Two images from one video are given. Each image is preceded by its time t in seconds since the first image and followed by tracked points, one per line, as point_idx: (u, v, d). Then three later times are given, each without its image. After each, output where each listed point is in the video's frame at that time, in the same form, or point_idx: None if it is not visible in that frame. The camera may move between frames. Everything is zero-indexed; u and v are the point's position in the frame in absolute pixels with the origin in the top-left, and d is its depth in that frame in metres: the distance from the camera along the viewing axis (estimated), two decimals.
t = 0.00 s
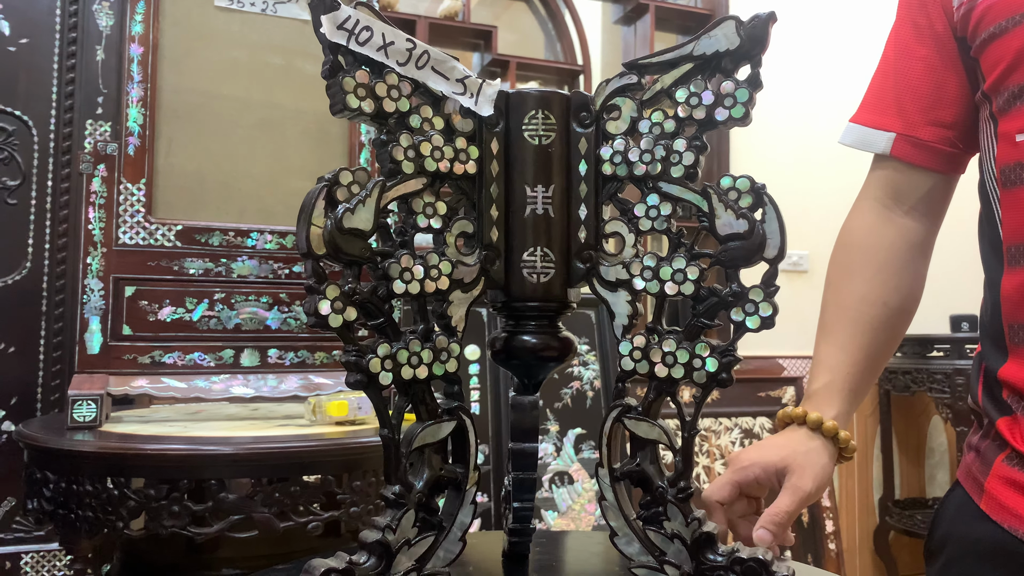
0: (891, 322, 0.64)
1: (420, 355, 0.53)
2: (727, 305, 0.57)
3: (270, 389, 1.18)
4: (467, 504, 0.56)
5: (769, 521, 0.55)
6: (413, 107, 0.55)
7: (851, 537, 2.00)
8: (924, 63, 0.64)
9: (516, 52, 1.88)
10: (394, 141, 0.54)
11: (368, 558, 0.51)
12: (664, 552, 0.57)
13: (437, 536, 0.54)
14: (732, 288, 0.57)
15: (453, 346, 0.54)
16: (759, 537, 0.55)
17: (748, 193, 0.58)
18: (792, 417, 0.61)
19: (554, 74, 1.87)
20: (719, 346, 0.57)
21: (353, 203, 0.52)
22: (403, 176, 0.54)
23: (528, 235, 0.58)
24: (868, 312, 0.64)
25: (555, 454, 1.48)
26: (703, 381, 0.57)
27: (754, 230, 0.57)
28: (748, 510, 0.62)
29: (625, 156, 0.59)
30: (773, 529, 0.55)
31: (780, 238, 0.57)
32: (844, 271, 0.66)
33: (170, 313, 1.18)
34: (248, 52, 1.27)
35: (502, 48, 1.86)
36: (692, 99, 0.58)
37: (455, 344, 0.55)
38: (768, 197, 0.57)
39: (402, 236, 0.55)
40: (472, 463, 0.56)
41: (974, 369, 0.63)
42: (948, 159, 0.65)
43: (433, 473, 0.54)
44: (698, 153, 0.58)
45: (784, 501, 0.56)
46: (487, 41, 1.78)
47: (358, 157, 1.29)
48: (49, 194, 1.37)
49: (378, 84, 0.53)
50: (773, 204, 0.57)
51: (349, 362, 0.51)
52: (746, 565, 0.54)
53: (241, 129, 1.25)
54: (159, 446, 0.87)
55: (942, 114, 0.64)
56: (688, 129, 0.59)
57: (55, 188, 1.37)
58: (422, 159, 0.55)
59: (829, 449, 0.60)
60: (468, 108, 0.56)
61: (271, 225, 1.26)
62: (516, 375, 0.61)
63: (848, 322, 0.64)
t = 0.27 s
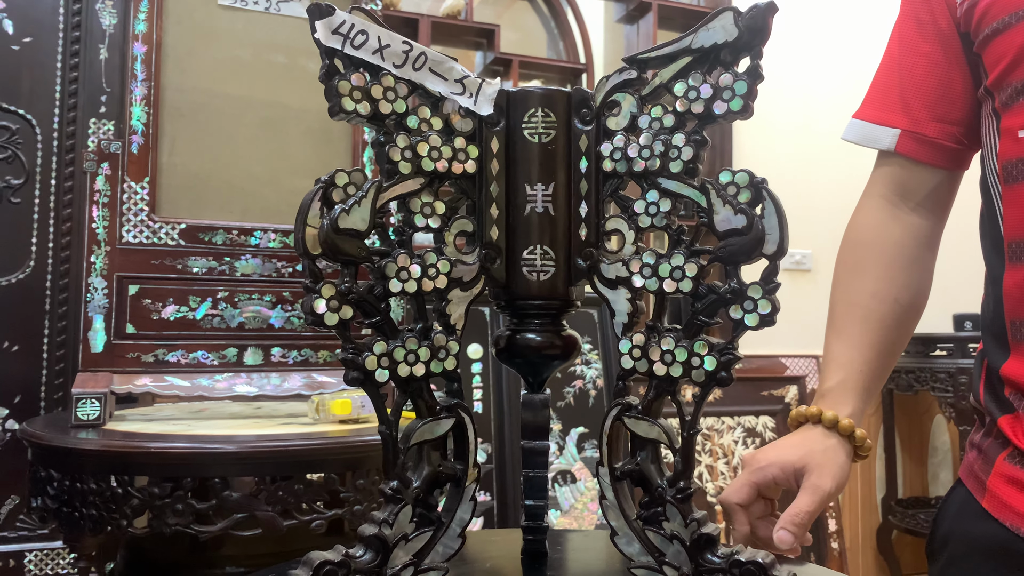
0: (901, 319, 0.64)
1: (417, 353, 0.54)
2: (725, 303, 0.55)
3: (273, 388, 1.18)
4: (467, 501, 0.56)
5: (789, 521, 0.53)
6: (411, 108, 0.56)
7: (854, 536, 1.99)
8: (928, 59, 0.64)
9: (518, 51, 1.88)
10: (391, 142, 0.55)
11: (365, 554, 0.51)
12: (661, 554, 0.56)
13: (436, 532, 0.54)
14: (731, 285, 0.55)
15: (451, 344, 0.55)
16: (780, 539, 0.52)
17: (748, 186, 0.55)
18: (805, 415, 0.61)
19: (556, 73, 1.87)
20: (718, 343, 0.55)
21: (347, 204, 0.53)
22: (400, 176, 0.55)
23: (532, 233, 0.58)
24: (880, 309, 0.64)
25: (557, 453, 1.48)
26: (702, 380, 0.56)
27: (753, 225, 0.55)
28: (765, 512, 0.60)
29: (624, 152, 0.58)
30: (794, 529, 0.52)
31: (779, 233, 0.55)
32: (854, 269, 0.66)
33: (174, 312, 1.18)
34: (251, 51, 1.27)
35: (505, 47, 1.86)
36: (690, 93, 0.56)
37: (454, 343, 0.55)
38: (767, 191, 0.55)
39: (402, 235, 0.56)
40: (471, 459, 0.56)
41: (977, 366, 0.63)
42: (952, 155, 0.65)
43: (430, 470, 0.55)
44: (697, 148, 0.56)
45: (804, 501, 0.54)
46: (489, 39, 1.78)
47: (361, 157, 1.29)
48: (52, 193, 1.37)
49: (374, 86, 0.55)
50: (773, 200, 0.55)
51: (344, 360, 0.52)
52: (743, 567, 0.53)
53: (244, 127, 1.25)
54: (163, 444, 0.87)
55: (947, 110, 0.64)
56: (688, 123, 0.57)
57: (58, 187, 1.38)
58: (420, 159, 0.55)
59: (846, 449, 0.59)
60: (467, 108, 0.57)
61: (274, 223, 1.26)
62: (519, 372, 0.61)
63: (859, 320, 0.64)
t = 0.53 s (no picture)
0: (908, 317, 0.64)
1: (407, 352, 0.57)
2: (713, 302, 0.54)
3: (270, 388, 1.19)
4: (460, 499, 0.58)
5: (814, 526, 0.52)
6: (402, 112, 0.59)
7: (852, 536, 2.00)
8: (924, 59, 0.64)
9: (517, 50, 1.88)
10: (382, 146, 0.59)
11: (355, 548, 0.56)
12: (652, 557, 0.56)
13: (427, 528, 0.58)
14: (717, 283, 0.54)
15: (441, 343, 0.58)
16: (806, 544, 0.52)
17: (733, 182, 0.54)
18: (820, 416, 0.60)
19: (555, 72, 1.87)
20: (705, 343, 0.54)
21: (336, 207, 0.57)
22: (390, 180, 0.58)
23: (530, 233, 0.59)
24: (887, 307, 0.63)
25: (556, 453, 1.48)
26: (690, 380, 0.55)
27: (739, 221, 0.53)
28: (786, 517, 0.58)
29: (613, 151, 0.58)
30: (820, 534, 0.52)
31: (765, 229, 0.53)
32: (859, 267, 0.65)
33: (172, 311, 1.18)
34: (249, 50, 1.27)
35: (504, 46, 1.86)
36: (677, 88, 0.56)
37: (445, 341, 0.58)
38: (754, 186, 0.54)
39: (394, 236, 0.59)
40: (463, 457, 0.59)
41: (972, 366, 0.63)
42: (949, 155, 0.65)
43: (420, 468, 0.58)
44: (684, 143, 0.55)
45: (828, 504, 0.54)
46: (488, 38, 1.78)
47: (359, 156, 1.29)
48: (50, 191, 1.37)
49: (363, 91, 0.58)
50: (759, 195, 0.53)
51: (337, 359, 0.57)
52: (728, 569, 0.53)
53: (243, 126, 1.25)
54: (160, 443, 0.87)
55: (943, 111, 0.64)
56: (678, 119, 0.56)
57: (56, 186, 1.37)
58: (411, 163, 0.58)
59: (862, 449, 0.59)
60: (459, 110, 0.59)
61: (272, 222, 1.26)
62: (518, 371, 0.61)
63: (867, 320, 0.64)
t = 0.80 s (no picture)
0: (918, 314, 0.64)
1: (398, 349, 0.58)
2: (695, 298, 0.52)
3: (268, 385, 1.20)
4: (454, 494, 0.58)
5: (844, 529, 0.52)
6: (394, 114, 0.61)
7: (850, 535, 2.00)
8: (923, 57, 0.64)
9: (515, 49, 1.88)
10: (374, 148, 0.60)
11: (347, 539, 0.56)
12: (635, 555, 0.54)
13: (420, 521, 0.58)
14: (696, 278, 0.51)
15: (433, 339, 0.58)
16: (835, 548, 0.51)
17: (713, 174, 0.51)
18: (839, 416, 0.60)
19: (553, 71, 1.87)
20: (687, 339, 0.52)
21: (327, 209, 0.59)
22: (382, 180, 0.60)
23: (529, 231, 0.59)
24: (898, 306, 0.63)
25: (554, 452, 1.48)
26: (671, 378, 0.53)
27: (716, 215, 0.51)
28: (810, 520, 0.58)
29: (600, 147, 0.57)
30: (850, 537, 0.51)
31: (744, 222, 0.50)
32: (867, 265, 0.65)
33: (169, 310, 1.18)
34: (247, 49, 1.26)
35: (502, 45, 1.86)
36: (659, 79, 0.54)
37: (438, 338, 0.59)
38: (733, 175, 0.51)
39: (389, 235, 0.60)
40: (457, 452, 0.59)
41: (969, 363, 0.63)
42: (950, 152, 0.65)
43: (412, 462, 0.58)
44: (665, 135, 0.53)
45: (857, 505, 0.53)
46: (486, 37, 1.78)
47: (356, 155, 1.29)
48: (47, 190, 1.37)
49: (354, 95, 0.60)
50: (738, 186, 0.50)
51: (332, 355, 0.58)
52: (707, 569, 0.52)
53: (241, 125, 1.25)
54: (158, 442, 0.87)
55: (943, 108, 0.64)
56: (663, 111, 0.55)
57: (53, 185, 1.37)
58: (402, 164, 0.59)
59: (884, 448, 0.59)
60: (452, 110, 0.60)
61: (270, 221, 1.26)
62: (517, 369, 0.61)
63: (878, 319, 0.64)
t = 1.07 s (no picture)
0: (924, 310, 0.64)
1: (395, 348, 0.58)
2: (667, 298, 0.50)
3: (269, 385, 1.20)
4: (451, 491, 0.58)
5: (865, 526, 0.51)
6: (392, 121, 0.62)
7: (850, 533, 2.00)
8: (923, 55, 0.64)
9: (515, 48, 1.88)
10: (372, 154, 0.61)
11: (347, 530, 0.58)
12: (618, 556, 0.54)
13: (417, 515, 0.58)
14: (669, 276, 0.50)
15: (427, 339, 0.59)
16: (859, 546, 0.51)
17: (682, 170, 0.50)
18: (851, 412, 0.60)
19: (553, 70, 1.87)
20: (662, 339, 0.50)
21: (326, 214, 0.60)
22: (380, 185, 0.61)
23: (529, 231, 0.59)
24: (905, 302, 0.63)
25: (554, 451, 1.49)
26: (647, 378, 0.51)
27: (685, 210, 0.49)
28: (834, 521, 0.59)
29: (585, 145, 0.56)
30: (872, 534, 0.51)
31: (713, 218, 0.48)
32: (872, 262, 0.65)
33: (170, 310, 1.18)
34: (247, 49, 1.26)
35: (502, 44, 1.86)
36: (634, 73, 0.53)
37: (434, 338, 0.59)
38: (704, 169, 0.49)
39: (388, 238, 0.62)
40: (454, 451, 0.58)
41: (968, 363, 0.63)
42: (952, 151, 0.65)
43: (411, 459, 0.59)
44: (640, 130, 0.52)
45: (877, 501, 0.53)
46: (486, 37, 1.78)
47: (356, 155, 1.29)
48: (48, 191, 1.37)
49: (353, 105, 0.61)
50: (707, 181, 0.48)
51: (332, 355, 0.59)
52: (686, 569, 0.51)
53: (242, 125, 1.25)
54: (159, 442, 0.87)
55: (944, 107, 0.64)
56: (641, 106, 0.53)
57: (54, 185, 1.37)
58: (398, 169, 0.61)
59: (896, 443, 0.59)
60: (448, 115, 0.61)
61: (270, 221, 1.26)
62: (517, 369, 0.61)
63: (885, 315, 0.64)
